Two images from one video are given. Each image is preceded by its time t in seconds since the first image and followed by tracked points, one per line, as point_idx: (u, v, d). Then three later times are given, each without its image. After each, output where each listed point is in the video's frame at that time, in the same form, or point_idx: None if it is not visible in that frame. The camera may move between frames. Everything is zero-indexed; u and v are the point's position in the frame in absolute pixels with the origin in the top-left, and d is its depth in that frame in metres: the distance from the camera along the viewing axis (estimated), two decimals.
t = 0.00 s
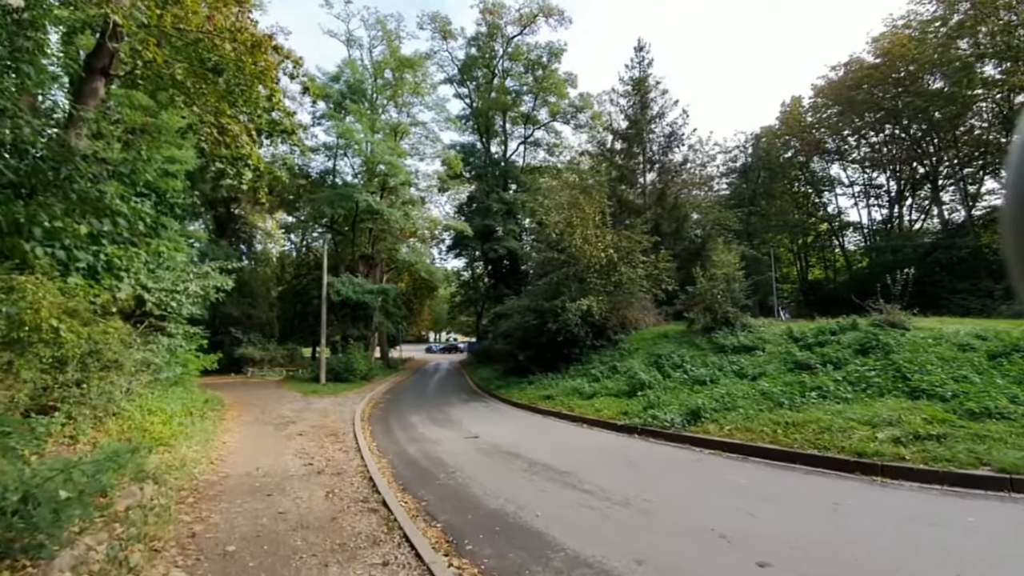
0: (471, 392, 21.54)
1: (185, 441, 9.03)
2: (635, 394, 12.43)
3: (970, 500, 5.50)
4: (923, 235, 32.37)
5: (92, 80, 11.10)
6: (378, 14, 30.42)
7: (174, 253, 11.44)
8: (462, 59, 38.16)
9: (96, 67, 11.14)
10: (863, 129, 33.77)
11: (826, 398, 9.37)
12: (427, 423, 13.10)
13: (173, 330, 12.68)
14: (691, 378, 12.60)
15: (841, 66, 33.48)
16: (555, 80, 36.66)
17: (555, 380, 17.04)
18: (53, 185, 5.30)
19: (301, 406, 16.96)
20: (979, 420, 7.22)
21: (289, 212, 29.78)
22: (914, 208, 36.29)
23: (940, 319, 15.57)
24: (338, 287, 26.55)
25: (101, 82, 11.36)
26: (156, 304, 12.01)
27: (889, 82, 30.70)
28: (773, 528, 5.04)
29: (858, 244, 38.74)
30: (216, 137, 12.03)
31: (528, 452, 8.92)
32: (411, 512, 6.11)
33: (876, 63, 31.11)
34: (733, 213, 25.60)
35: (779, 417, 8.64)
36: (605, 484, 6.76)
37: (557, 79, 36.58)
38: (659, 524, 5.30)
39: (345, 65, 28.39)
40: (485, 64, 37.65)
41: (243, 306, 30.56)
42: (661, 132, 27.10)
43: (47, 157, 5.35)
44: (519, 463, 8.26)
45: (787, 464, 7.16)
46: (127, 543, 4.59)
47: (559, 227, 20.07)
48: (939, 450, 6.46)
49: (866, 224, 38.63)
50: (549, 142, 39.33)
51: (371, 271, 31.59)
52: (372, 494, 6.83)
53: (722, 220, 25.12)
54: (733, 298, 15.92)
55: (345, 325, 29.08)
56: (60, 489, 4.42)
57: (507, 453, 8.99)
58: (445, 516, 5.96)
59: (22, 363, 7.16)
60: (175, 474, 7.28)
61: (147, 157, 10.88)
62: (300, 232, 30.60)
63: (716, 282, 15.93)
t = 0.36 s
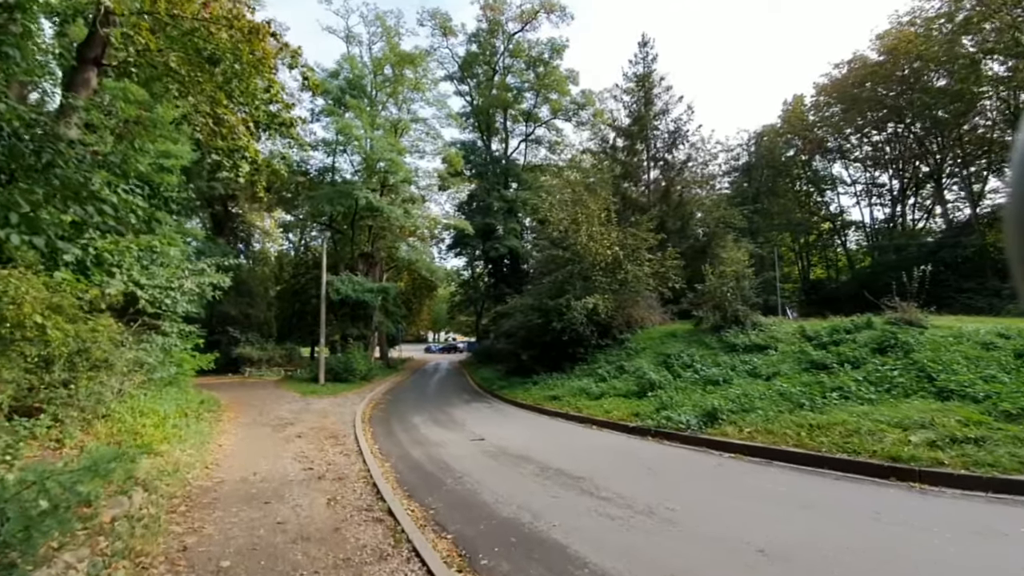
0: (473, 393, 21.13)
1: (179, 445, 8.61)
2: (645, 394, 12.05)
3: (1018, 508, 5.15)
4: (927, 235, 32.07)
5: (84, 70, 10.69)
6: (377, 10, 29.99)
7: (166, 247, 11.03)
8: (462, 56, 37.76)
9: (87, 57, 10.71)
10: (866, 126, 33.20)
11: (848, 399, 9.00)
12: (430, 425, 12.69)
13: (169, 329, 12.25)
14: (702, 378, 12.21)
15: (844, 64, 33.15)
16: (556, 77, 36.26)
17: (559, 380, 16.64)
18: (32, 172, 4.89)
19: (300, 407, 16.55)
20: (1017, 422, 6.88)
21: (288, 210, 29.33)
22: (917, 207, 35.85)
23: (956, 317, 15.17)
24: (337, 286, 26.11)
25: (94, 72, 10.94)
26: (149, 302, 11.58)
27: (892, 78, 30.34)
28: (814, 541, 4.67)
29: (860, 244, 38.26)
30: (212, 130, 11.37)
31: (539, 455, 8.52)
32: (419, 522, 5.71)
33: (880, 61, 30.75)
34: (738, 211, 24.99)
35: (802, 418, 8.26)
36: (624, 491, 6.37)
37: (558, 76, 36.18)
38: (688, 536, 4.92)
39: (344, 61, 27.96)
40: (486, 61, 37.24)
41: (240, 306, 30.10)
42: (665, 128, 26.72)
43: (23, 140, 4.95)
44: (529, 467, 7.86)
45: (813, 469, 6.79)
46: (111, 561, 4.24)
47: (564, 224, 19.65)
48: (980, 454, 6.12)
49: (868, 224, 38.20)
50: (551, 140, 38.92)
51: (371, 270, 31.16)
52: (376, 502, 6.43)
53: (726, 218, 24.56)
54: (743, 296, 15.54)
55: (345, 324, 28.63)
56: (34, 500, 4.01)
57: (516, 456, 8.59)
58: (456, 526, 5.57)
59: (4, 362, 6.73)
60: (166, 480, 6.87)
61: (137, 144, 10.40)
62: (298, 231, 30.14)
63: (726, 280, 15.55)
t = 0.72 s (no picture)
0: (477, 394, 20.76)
1: (175, 449, 8.21)
2: (657, 396, 11.70)
3: None
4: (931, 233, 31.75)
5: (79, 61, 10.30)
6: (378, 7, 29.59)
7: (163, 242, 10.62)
8: (463, 54, 37.36)
9: (82, 47, 10.35)
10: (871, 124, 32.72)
11: (874, 401, 8.66)
12: (436, 428, 12.32)
13: (166, 329, 11.83)
14: (716, 380, 11.82)
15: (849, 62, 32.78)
16: (559, 74, 35.84)
17: (566, 381, 16.26)
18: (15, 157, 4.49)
19: (301, 409, 16.17)
20: None
21: (288, 209, 28.93)
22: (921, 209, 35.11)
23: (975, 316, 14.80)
24: (338, 285, 25.69)
25: (88, 62, 10.56)
26: (145, 300, 11.20)
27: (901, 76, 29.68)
28: (863, 556, 4.32)
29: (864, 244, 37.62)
30: (211, 121, 10.85)
31: (553, 461, 8.16)
32: (432, 534, 5.34)
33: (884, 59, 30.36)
34: (744, 211, 24.11)
35: (827, 421, 7.93)
36: (647, 499, 6.01)
37: (561, 73, 35.74)
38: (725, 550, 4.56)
39: (344, 56, 27.52)
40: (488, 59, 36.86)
41: (239, 306, 29.68)
42: (670, 126, 26.35)
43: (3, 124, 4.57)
44: (544, 474, 7.48)
45: (846, 476, 6.44)
46: None
47: (570, 222, 19.23)
48: None
49: (871, 224, 37.60)
50: (553, 138, 38.55)
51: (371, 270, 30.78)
52: (385, 511, 6.05)
53: (732, 217, 23.66)
54: (755, 295, 15.19)
55: (345, 324, 28.21)
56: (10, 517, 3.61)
57: (528, 461, 8.22)
58: (472, 538, 5.19)
59: None
60: (162, 490, 6.48)
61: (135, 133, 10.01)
62: (298, 230, 29.70)
63: (737, 279, 15.21)
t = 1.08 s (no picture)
0: (480, 395, 20.43)
1: (172, 456, 7.87)
2: (670, 398, 11.39)
3: None
4: (936, 233, 31.37)
5: (74, 54, 9.98)
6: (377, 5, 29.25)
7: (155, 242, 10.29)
8: (464, 52, 37.06)
9: (74, 39, 9.98)
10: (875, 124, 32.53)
11: (900, 405, 8.36)
12: (441, 431, 11.98)
13: (162, 329, 11.49)
14: (730, 382, 11.48)
15: (851, 61, 32.47)
16: (561, 73, 35.46)
17: (573, 383, 15.92)
18: None
19: (302, 411, 15.80)
20: None
21: (287, 208, 28.55)
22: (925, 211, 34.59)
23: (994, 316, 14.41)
24: (338, 285, 25.28)
25: (83, 55, 10.18)
26: (141, 300, 10.85)
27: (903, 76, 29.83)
28: None
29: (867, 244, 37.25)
30: (210, 116, 10.57)
31: (567, 467, 7.83)
32: (447, 549, 5.00)
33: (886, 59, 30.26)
34: (750, 210, 23.63)
35: (853, 427, 7.63)
36: (674, 510, 5.66)
37: (563, 72, 35.35)
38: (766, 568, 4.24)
39: (345, 53, 27.08)
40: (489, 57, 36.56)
41: (238, 307, 29.30)
42: (675, 124, 26.01)
43: None
44: (559, 482, 7.15)
45: (881, 486, 6.12)
46: None
47: (576, 221, 18.89)
48: None
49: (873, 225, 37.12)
50: (555, 137, 38.21)
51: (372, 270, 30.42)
52: (395, 524, 5.71)
53: (737, 217, 23.13)
54: (766, 295, 14.85)
55: (346, 325, 27.75)
56: None
57: (541, 467, 7.89)
58: (490, 554, 4.86)
59: None
60: (157, 500, 6.13)
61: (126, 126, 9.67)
62: (297, 231, 29.28)
63: (748, 279, 14.89)
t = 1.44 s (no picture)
0: (482, 396, 20.11)
1: (164, 461, 7.52)
2: (680, 400, 11.10)
3: None
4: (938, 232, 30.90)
5: (65, 45, 9.40)
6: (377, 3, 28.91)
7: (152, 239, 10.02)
8: (464, 50, 36.77)
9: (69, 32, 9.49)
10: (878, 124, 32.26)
11: (922, 406, 8.07)
12: (444, 434, 11.64)
13: (156, 329, 11.10)
14: (742, 383, 11.15)
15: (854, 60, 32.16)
16: (562, 71, 35.09)
17: (577, 384, 15.58)
18: None
19: (301, 413, 15.48)
20: None
21: (287, 209, 28.20)
22: (926, 211, 34.19)
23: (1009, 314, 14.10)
24: (338, 284, 24.91)
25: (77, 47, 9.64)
26: (134, 298, 10.51)
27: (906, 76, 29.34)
28: None
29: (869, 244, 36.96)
30: (206, 108, 10.24)
31: (578, 472, 7.50)
32: (456, 563, 4.66)
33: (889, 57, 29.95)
34: (754, 207, 22.83)
35: (877, 430, 7.33)
36: (697, 521, 5.35)
37: (564, 70, 34.99)
38: None
39: (345, 50, 26.63)
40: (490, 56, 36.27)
41: (236, 307, 28.94)
42: (679, 122, 25.67)
43: None
44: (571, 488, 6.81)
45: (913, 494, 5.82)
46: None
47: (580, 219, 18.56)
48: None
49: (875, 224, 36.51)
50: (557, 136, 37.89)
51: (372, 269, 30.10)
52: (400, 535, 5.38)
53: (741, 215, 22.35)
54: (776, 294, 14.54)
55: (346, 324, 27.36)
56: None
57: (550, 472, 7.55)
58: (503, 569, 4.53)
59: None
60: (146, 509, 5.77)
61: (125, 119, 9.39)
62: (297, 230, 28.85)
63: (757, 277, 14.58)
